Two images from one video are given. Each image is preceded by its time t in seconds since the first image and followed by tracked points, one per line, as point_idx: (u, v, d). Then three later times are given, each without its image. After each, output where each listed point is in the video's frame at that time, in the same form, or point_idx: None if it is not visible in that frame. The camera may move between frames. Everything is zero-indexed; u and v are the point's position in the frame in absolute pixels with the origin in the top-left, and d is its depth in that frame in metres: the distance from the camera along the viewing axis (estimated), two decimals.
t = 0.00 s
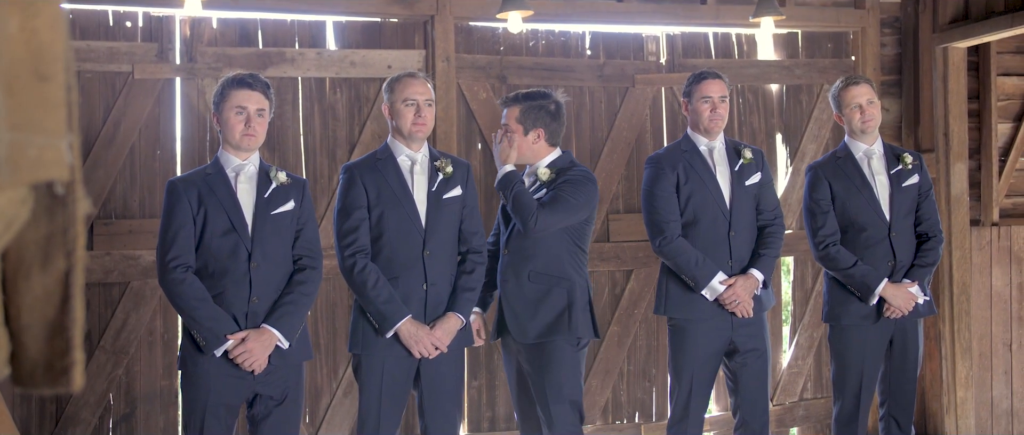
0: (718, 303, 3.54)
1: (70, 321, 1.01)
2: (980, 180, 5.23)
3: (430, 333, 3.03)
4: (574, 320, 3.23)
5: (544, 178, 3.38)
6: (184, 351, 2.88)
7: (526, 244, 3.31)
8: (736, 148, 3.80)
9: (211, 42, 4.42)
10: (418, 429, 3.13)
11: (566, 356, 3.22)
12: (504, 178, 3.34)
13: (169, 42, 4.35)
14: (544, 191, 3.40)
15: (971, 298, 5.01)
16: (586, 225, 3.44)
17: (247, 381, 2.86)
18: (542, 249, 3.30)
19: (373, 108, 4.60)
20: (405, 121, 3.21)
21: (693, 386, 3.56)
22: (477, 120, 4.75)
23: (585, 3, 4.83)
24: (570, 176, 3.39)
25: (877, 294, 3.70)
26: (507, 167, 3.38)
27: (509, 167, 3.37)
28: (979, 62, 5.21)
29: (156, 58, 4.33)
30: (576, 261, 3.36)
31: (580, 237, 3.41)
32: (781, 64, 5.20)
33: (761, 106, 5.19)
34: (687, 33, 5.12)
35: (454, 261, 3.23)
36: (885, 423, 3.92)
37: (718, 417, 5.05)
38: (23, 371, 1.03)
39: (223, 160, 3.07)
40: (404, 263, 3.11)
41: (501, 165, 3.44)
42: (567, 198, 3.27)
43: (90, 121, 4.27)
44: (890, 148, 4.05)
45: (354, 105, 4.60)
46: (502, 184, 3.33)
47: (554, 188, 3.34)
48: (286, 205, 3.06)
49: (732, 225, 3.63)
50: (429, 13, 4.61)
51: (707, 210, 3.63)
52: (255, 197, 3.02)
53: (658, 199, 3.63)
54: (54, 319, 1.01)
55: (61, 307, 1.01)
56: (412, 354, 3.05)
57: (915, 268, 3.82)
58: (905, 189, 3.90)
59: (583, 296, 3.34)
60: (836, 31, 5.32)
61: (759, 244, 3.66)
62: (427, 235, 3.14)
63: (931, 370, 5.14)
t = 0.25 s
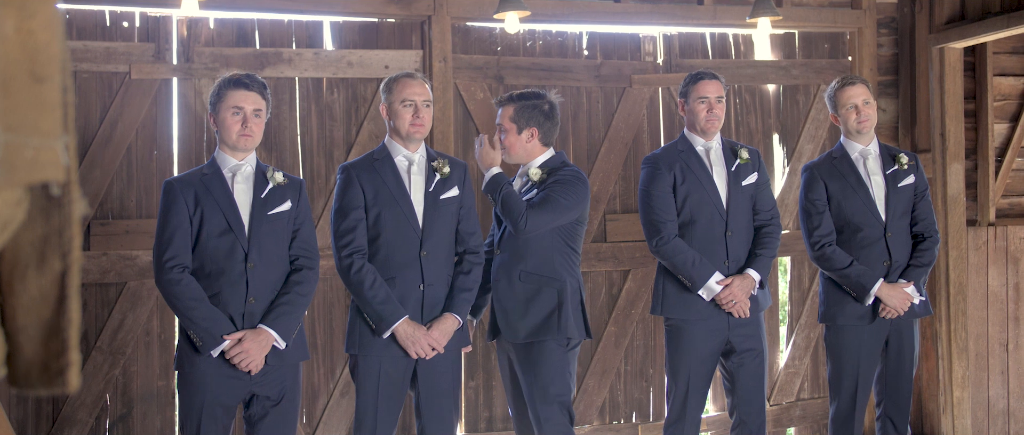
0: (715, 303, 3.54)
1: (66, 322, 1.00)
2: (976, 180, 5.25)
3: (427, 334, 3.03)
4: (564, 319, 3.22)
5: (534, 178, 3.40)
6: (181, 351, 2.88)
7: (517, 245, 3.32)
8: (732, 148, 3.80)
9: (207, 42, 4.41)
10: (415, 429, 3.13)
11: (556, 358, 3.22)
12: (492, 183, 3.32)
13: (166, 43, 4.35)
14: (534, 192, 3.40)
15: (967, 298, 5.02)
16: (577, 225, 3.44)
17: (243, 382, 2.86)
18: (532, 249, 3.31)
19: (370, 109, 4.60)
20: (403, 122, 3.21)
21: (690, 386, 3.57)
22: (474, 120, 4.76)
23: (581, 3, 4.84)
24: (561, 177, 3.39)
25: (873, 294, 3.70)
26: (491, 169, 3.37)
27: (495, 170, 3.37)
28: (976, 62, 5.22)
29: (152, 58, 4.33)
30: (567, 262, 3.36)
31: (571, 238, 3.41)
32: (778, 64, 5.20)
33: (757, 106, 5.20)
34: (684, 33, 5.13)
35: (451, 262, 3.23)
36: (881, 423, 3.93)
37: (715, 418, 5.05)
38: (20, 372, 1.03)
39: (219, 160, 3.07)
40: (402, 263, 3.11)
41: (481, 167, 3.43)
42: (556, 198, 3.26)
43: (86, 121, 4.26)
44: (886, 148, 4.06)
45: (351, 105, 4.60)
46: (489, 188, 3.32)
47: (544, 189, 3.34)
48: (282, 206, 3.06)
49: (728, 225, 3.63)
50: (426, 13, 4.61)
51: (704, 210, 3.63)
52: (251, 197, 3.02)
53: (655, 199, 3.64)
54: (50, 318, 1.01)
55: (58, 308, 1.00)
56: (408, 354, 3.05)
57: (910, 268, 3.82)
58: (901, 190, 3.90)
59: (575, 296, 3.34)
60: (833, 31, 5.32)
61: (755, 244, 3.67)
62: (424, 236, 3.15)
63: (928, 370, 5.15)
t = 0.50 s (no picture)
0: (712, 303, 3.54)
1: (65, 321, 1.00)
2: (973, 180, 5.26)
3: (425, 333, 3.03)
4: (556, 321, 3.23)
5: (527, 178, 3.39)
6: (178, 351, 2.88)
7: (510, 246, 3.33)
8: (730, 148, 3.80)
9: (205, 42, 4.41)
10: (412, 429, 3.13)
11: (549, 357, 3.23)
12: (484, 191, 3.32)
13: (164, 42, 4.34)
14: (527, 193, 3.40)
15: (964, 299, 5.03)
16: (571, 226, 3.45)
17: (241, 381, 2.86)
18: (525, 250, 3.32)
19: (368, 108, 4.60)
20: (402, 122, 3.21)
21: (687, 386, 3.57)
22: (472, 120, 4.76)
23: (580, 4, 4.84)
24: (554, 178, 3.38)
25: (868, 295, 3.71)
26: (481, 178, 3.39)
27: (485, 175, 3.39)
28: (973, 63, 5.23)
29: (150, 58, 4.32)
30: (560, 263, 3.37)
31: (565, 239, 3.41)
32: (776, 65, 5.21)
33: (755, 107, 5.21)
34: (682, 34, 5.13)
35: (448, 262, 3.23)
36: (878, 424, 3.93)
37: (712, 418, 5.06)
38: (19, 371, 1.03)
39: (216, 160, 3.07)
40: (399, 263, 3.11)
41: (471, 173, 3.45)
42: (549, 200, 3.26)
43: (84, 121, 4.25)
44: (883, 149, 4.06)
45: (349, 105, 4.60)
46: (482, 192, 3.33)
47: (537, 190, 3.34)
48: (279, 205, 3.06)
49: (726, 226, 3.64)
50: (424, 13, 4.61)
51: (701, 210, 3.63)
52: (249, 197, 3.02)
53: (653, 199, 3.64)
54: (48, 317, 1.01)
55: (56, 307, 1.00)
56: (405, 354, 3.05)
57: (906, 269, 3.83)
58: (897, 191, 3.91)
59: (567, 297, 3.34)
60: (831, 32, 5.33)
61: (753, 245, 3.67)
62: (421, 236, 3.15)
63: (924, 370, 5.16)
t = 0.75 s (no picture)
0: (709, 304, 3.55)
1: (64, 323, 0.92)
2: (969, 181, 5.28)
3: (422, 334, 3.03)
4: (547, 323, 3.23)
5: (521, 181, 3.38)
6: (174, 350, 2.87)
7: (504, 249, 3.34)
8: (726, 149, 3.81)
9: (202, 41, 4.41)
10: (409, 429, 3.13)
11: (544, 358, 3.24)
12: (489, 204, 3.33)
13: (161, 41, 4.33)
14: (522, 196, 3.39)
15: (960, 299, 5.04)
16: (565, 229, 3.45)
17: (237, 381, 2.85)
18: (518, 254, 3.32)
19: (366, 108, 4.60)
20: (400, 122, 3.22)
21: (683, 386, 3.57)
22: (469, 120, 4.76)
23: (578, 4, 4.84)
24: (547, 180, 3.37)
25: (863, 295, 3.72)
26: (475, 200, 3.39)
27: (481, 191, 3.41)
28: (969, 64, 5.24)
29: (147, 57, 4.32)
30: (554, 265, 3.37)
31: (559, 242, 3.42)
32: (773, 66, 5.22)
33: (752, 107, 5.21)
34: (679, 34, 5.13)
35: (446, 262, 3.23)
36: (873, 425, 3.94)
37: (709, 418, 5.06)
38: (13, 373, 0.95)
39: (213, 159, 3.06)
40: (397, 263, 3.11)
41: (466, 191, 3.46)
42: (543, 205, 3.26)
43: (80, 120, 4.25)
44: (879, 150, 4.07)
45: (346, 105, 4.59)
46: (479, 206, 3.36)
47: (532, 194, 3.34)
48: (276, 205, 3.06)
49: (722, 226, 3.64)
50: (421, 13, 4.61)
51: (698, 211, 3.64)
52: (245, 196, 3.02)
53: (650, 199, 3.64)
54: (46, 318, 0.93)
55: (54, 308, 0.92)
56: (402, 354, 3.05)
57: (901, 270, 3.83)
58: (893, 191, 3.92)
59: (561, 300, 3.34)
60: (828, 33, 5.34)
61: (749, 245, 3.67)
62: (419, 236, 3.14)
63: (921, 371, 5.17)
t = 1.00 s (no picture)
0: (704, 304, 3.55)
1: (57, 321, 0.89)
2: (964, 182, 5.30)
3: (417, 334, 3.03)
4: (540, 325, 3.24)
5: (516, 184, 3.36)
6: (168, 351, 2.87)
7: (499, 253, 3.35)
8: (722, 149, 3.82)
9: (198, 41, 4.40)
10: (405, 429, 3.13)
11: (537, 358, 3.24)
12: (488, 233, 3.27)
13: (156, 41, 4.33)
14: (516, 200, 3.37)
15: (955, 299, 5.05)
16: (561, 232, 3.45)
17: (232, 382, 2.85)
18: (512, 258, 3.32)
19: (361, 108, 4.59)
20: (397, 123, 3.21)
21: (678, 387, 3.58)
22: (464, 120, 4.76)
23: (574, 5, 4.85)
24: (540, 183, 3.36)
25: (855, 295, 3.73)
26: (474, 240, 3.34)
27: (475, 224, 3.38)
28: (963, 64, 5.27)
29: (142, 57, 4.31)
30: (549, 268, 3.37)
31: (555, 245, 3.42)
32: (768, 66, 5.22)
33: (747, 108, 5.22)
34: (675, 35, 5.14)
35: (441, 262, 3.23)
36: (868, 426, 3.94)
37: (704, 418, 5.07)
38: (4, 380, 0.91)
39: (208, 160, 3.06)
40: (392, 263, 3.11)
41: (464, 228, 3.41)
42: (541, 212, 3.25)
43: (75, 120, 4.23)
44: (873, 151, 4.07)
45: (342, 105, 4.59)
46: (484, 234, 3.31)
47: (527, 199, 3.33)
48: (271, 205, 3.05)
49: (718, 226, 3.64)
50: (417, 13, 4.61)
51: (694, 211, 3.64)
52: (240, 196, 3.02)
53: (645, 200, 3.64)
54: (37, 316, 0.89)
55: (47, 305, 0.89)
56: (398, 355, 3.05)
57: (894, 271, 3.84)
58: (886, 192, 3.92)
59: (555, 302, 3.35)
60: (823, 34, 5.35)
61: (744, 245, 3.68)
62: (415, 237, 3.14)
63: (915, 371, 5.18)
